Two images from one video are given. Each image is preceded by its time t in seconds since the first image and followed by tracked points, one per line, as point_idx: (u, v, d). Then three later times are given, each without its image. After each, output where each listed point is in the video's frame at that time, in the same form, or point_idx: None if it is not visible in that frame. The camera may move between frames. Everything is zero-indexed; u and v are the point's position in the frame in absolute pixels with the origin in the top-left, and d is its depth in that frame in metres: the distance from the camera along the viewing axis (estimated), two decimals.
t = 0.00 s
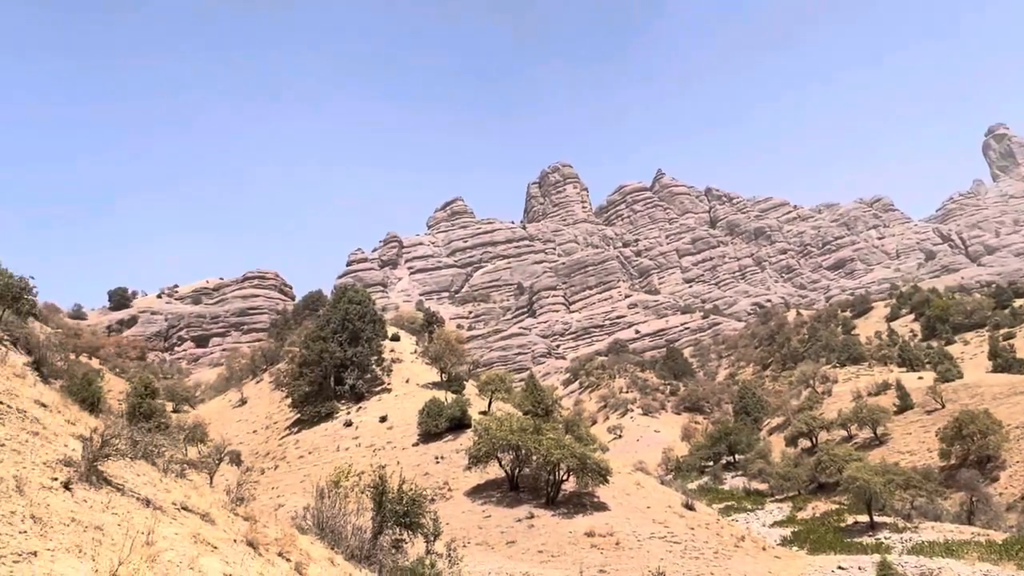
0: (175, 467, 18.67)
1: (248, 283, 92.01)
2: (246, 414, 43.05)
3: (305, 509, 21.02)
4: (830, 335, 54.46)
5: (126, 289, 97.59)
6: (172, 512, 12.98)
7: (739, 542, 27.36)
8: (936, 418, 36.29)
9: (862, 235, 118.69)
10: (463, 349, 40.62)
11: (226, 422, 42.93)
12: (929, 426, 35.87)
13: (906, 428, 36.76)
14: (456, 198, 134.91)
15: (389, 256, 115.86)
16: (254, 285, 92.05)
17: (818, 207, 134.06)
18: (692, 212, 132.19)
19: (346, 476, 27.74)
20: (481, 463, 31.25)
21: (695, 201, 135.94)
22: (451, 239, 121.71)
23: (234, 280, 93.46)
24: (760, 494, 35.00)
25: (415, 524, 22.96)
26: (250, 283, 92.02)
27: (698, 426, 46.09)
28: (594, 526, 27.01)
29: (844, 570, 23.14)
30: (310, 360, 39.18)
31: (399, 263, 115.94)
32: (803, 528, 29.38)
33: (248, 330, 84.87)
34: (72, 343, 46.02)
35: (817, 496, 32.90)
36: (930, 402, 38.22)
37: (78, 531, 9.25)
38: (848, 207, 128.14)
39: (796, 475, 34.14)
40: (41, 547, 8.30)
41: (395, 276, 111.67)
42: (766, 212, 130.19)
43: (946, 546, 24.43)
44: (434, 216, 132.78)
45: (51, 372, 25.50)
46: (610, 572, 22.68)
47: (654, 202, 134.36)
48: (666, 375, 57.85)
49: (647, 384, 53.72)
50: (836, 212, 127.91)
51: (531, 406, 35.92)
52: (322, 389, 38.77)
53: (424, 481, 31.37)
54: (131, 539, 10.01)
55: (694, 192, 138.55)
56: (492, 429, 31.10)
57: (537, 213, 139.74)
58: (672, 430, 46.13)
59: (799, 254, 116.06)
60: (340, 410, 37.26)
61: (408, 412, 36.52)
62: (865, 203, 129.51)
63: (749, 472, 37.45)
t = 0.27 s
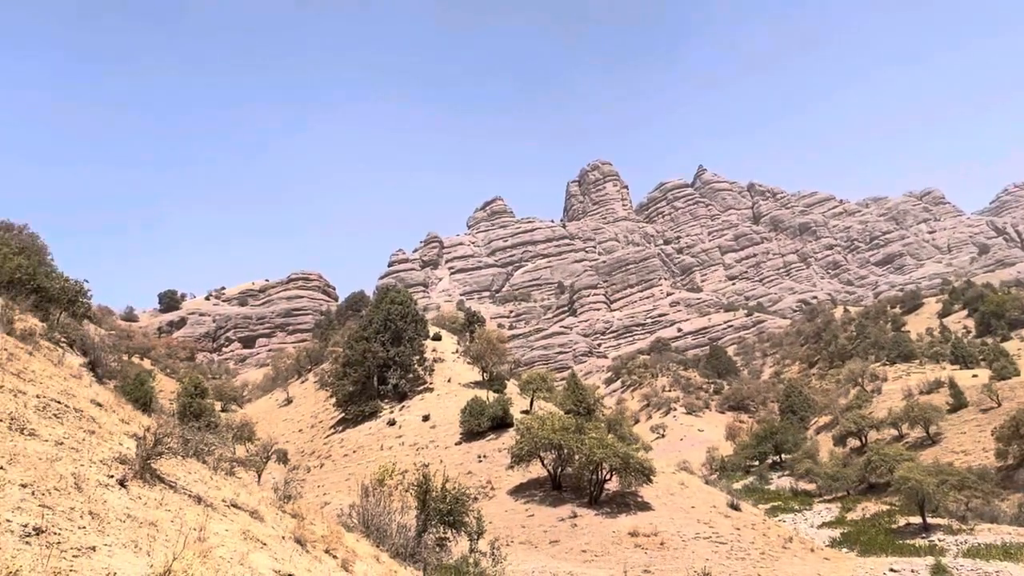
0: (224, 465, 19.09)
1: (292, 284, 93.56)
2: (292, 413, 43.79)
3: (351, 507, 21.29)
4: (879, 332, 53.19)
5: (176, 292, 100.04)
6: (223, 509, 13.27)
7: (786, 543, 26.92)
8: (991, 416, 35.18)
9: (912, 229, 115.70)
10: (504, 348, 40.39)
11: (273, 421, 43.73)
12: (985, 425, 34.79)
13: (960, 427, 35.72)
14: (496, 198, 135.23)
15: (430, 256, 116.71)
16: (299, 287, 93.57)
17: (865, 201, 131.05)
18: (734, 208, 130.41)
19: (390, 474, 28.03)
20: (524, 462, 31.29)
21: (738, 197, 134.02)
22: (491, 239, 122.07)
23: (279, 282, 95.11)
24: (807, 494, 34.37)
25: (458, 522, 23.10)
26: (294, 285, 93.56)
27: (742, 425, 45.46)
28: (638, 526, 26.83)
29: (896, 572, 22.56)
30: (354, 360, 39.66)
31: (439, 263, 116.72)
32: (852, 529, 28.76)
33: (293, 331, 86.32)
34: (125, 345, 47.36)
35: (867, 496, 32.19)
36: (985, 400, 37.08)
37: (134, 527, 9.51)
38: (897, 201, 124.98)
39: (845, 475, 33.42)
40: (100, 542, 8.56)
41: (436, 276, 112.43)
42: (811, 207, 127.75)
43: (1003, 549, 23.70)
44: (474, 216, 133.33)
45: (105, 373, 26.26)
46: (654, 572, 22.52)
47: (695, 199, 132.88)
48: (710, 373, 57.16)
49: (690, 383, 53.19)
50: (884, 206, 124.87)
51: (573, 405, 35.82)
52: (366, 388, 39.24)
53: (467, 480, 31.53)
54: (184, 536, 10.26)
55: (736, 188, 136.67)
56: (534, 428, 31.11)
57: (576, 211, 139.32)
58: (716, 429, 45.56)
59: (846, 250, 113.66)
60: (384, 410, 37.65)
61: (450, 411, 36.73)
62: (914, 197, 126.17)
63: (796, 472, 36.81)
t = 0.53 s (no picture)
0: (256, 463, 19.36)
1: (321, 284, 94.44)
2: (322, 412, 44.21)
3: (380, 505, 21.46)
4: (913, 329, 52.31)
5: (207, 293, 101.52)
6: (254, 506, 13.46)
7: (817, 543, 26.61)
8: None
9: (945, 225, 113.62)
10: (531, 347, 40.30)
11: (302, 420, 44.19)
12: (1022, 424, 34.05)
13: (997, 427, 35.00)
14: (521, 197, 135.22)
15: (456, 255, 117.09)
16: (327, 286, 94.42)
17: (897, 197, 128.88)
18: (763, 205, 129.07)
19: (418, 473, 28.19)
20: (551, 461, 31.28)
21: (766, 193, 132.61)
22: (517, 238, 122.10)
23: (307, 282, 96.05)
24: (839, 494, 33.91)
25: (486, 521, 23.17)
26: (322, 285, 94.44)
27: (772, 424, 44.99)
28: (667, 525, 26.69)
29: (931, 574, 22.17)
30: (382, 359, 39.92)
31: (465, 262, 117.03)
32: (885, 530, 28.34)
33: (322, 331, 87.15)
34: (158, 345, 48.18)
35: (900, 497, 31.68)
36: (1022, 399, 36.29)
37: (169, 524, 9.68)
38: (930, 196, 122.73)
39: (878, 475, 32.92)
40: (135, 538, 8.72)
41: (462, 276, 112.78)
42: (842, 203, 125.97)
43: None
44: (500, 215, 133.48)
45: (139, 372, 26.74)
46: (683, 572, 22.40)
47: (723, 196, 131.74)
48: (739, 372, 56.65)
49: (719, 382, 52.77)
50: (917, 201, 122.71)
51: (600, 404, 35.72)
52: (394, 387, 39.49)
53: (495, 478, 31.60)
54: (218, 533, 10.43)
55: (765, 184, 135.25)
56: (561, 427, 31.08)
57: (602, 209, 138.85)
58: (745, 428, 45.15)
59: (878, 246, 111.98)
60: (411, 408, 37.85)
61: (477, 410, 36.83)
62: (948, 192, 123.82)
63: (827, 472, 36.35)
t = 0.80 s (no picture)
0: (269, 460, 19.47)
1: (333, 283, 94.78)
2: (334, 410, 44.38)
3: (392, 503, 21.52)
4: (927, 328, 51.89)
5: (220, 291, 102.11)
6: (268, 504, 13.53)
7: (831, 544, 26.47)
8: None
9: (960, 223, 112.58)
10: (543, 345, 40.23)
11: (315, 418, 44.39)
12: None
13: (1013, 426, 34.67)
14: (533, 195, 135.16)
15: (468, 254, 117.20)
16: (339, 285, 94.75)
17: (911, 195, 127.85)
18: (775, 203, 128.43)
19: (430, 471, 28.27)
20: (563, 459, 31.30)
21: (779, 191, 131.92)
22: (529, 236, 122.05)
23: (320, 281, 96.42)
24: (853, 494, 33.71)
25: (498, 519, 23.21)
26: (335, 283, 94.79)
27: (785, 423, 44.77)
28: (679, 524, 26.63)
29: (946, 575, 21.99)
30: (394, 358, 40.01)
31: (477, 261, 117.08)
32: (899, 530, 28.16)
33: (334, 329, 87.46)
34: (172, 343, 48.48)
35: (914, 497, 31.46)
36: None
37: (184, 521, 9.76)
38: (945, 194, 121.69)
39: (892, 475, 32.71)
40: (151, 535, 8.79)
41: (474, 274, 112.85)
42: (855, 201, 125.13)
43: None
44: (511, 213, 133.48)
45: (154, 370, 26.94)
46: (695, 572, 22.33)
47: (736, 194, 131.18)
48: (752, 371, 56.40)
49: (732, 381, 52.57)
50: (932, 199, 121.75)
51: (612, 402, 35.66)
52: (406, 385, 39.59)
53: (507, 477, 31.63)
54: (232, 529, 10.51)
55: (778, 182, 134.56)
56: (573, 426, 31.08)
57: (614, 208, 138.60)
58: (758, 427, 44.95)
59: (892, 245, 111.16)
60: (423, 407, 37.92)
61: (489, 408, 36.87)
62: (963, 189, 122.73)
63: (840, 472, 36.14)
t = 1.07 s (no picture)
0: (266, 458, 19.46)
1: (331, 281, 94.72)
2: (331, 408, 44.37)
3: (389, 500, 21.51)
4: (924, 328, 51.96)
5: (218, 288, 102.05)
6: (264, 501, 13.52)
7: (827, 542, 26.54)
8: None
9: (958, 223, 112.73)
10: (540, 344, 40.21)
11: (312, 415, 44.38)
12: None
13: (1009, 426, 34.75)
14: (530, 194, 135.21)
15: (465, 252, 117.17)
16: (337, 283, 94.70)
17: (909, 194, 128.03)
18: (773, 202, 128.54)
19: (427, 469, 28.28)
20: (560, 458, 31.35)
21: (777, 190, 132.01)
22: (527, 235, 121.99)
23: (318, 278, 96.37)
24: (849, 493, 33.79)
25: (496, 517, 23.23)
26: (332, 281, 94.72)
27: (782, 422, 44.84)
28: (676, 523, 26.68)
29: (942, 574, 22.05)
30: (391, 356, 39.99)
31: (475, 259, 117.03)
32: (896, 529, 28.22)
33: (332, 327, 87.45)
34: (169, 340, 48.45)
35: (911, 496, 31.52)
36: None
37: (181, 517, 9.77)
38: (943, 194, 121.88)
39: (889, 474, 32.77)
40: (147, 531, 8.75)
41: (472, 272, 112.83)
42: (853, 201, 125.26)
43: None
44: (509, 212, 133.48)
45: (151, 367, 26.94)
46: (692, 570, 22.37)
47: (734, 193, 131.29)
48: (749, 370, 56.44)
49: (729, 380, 52.65)
50: (930, 199, 121.97)
51: (609, 401, 35.69)
52: (403, 383, 39.57)
53: (503, 475, 31.66)
54: (229, 527, 10.51)
55: (775, 182, 134.67)
56: (571, 424, 31.12)
57: (612, 206, 138.65)
58: (755, 426, 45.01)
59: (890, 244, 111.35)
60: (421, 405, 37.91)
61: (486, 406, 36.91)
62: (960, 189, 122.96)
63: (837, 470, 36.19)
